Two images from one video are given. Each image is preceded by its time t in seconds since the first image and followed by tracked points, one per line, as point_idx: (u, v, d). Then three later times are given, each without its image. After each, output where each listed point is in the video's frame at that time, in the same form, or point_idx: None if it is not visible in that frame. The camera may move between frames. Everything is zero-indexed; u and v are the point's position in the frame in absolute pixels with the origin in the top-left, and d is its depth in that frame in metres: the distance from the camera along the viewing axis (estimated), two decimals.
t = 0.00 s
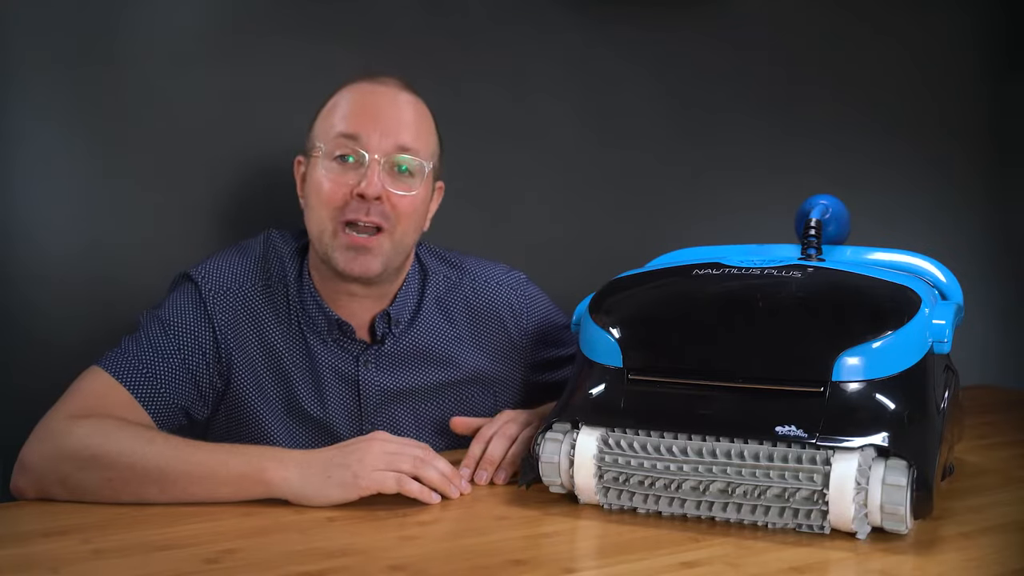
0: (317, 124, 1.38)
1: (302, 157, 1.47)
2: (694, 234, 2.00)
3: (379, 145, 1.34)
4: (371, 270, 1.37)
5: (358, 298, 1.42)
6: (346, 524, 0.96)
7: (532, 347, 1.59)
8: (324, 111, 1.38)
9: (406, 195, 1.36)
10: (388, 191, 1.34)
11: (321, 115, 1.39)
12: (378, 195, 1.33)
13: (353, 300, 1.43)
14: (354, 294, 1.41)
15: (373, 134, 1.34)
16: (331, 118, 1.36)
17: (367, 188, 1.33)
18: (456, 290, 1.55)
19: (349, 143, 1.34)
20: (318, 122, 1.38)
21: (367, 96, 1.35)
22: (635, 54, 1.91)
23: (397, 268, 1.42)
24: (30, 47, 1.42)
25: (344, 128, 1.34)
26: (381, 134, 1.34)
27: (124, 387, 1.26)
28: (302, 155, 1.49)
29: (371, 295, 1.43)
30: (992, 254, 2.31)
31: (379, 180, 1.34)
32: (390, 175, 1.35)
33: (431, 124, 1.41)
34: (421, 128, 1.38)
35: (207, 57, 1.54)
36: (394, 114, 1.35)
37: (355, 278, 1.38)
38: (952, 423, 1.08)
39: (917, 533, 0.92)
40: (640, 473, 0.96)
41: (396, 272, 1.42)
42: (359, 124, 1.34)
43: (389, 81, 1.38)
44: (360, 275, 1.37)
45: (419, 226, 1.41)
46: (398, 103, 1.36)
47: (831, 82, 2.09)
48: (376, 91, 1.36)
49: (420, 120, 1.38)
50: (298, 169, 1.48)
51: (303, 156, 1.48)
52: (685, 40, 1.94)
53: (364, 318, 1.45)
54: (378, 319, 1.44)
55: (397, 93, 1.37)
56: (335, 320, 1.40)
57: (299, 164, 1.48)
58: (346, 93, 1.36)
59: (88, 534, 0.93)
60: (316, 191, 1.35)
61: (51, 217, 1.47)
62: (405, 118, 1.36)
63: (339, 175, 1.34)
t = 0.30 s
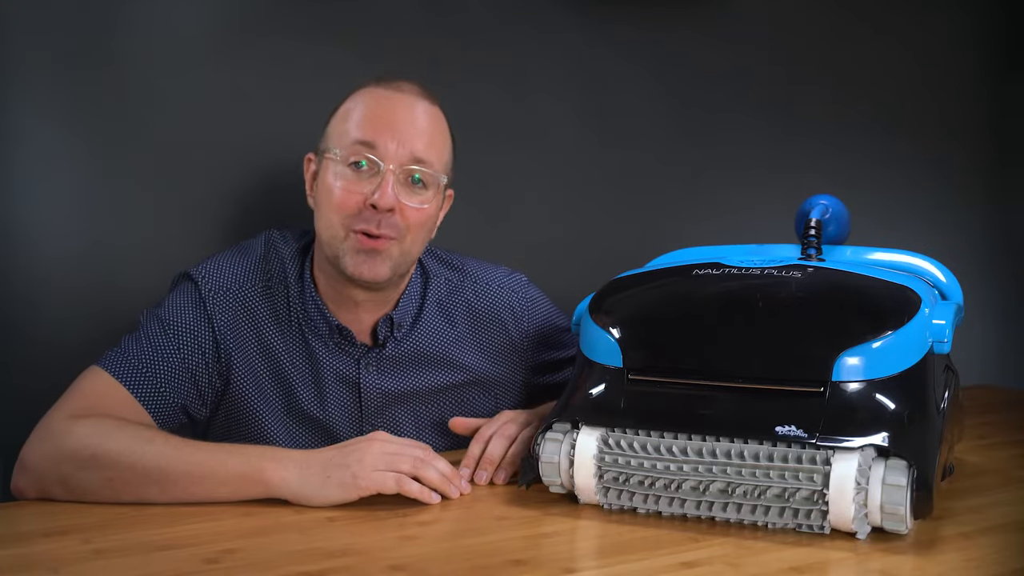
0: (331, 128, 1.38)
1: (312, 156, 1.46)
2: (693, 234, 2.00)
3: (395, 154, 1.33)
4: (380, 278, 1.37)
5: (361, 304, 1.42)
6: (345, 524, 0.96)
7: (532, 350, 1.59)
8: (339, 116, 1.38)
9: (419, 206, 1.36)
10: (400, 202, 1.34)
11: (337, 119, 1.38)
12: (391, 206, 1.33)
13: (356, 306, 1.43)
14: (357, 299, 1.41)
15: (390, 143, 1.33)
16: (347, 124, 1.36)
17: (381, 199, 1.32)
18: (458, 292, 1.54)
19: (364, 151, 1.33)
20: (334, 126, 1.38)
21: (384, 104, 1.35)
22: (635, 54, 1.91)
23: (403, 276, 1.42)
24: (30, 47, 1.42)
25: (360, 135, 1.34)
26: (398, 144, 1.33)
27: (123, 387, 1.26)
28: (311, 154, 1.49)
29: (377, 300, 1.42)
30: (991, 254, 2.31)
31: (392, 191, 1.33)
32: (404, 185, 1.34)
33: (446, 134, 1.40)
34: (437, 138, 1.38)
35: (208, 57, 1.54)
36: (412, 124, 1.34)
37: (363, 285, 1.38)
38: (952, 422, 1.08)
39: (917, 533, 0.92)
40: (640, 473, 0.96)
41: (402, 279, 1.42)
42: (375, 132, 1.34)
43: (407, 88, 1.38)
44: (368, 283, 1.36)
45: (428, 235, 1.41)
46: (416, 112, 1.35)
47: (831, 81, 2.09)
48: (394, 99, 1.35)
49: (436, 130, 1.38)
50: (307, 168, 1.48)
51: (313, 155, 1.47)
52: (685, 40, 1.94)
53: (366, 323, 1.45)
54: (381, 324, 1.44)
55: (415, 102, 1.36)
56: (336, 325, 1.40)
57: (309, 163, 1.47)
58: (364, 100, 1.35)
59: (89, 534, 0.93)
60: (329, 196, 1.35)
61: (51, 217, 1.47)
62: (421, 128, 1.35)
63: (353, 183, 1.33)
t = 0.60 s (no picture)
0: (326, 131, 1.38)
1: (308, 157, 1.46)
2: (693, 234, 2.00)
3: (389, 158, 1.33)
4: (377, 281, 1.37)
5: (360, 305, 1.42)
6: (345, 524, 0.96)
7: (531, 351, 1.59)
8: (334, 119, 1.37)
9: (414, 210, 1.36)
10: (395, 206, 1.34)
11: (331, 123, 1.38)
12: (386, 210, 1.33)
13: (356, 309, 1.43)
14: (356, 302, 1.41)
15: (384, 147, 1.33)
16: (341, 127, 1.35)
17: (375, 204, 1.33)
18: (458, 295, 1.54)
19: (358, 155, 1.33)
20: (328, 130, 1.37)
21: (378, 108, 1.34)
22: (635, 54, 1.91)
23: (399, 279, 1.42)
24: (30, 47, 1.42)
25: (353, 140, 1.33)
26: (392, 148, 1.33)
27: (123, 388, 1.26)
28: (307, 156, 1.49)
29: (376, 301, 1.42)
30: (991, 254, 2.31)
31: (387, 195, 1.33)
32: (398, 189, 1.34)
33: (442, 137, 1.40)
34: (432, 141, 1.37)
35: (208, 57, 1.54)
36: (406, 127, 1.34)
37: (360, 289, 1.38)
38: (953, 423, 1.08)
39: (917, 533, 0.92)
40: (639, 473, 0.96)
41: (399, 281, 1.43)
42: (369, 136, 1.33)
43: (403, 90, 1.37)
44: (365, 286, 1.37)
45: (425, 238, 1.41)
46: (411, 116, 1.35)
47: (831, 81, 2.09)
48: (388, 102, 1.34)
49: (432, 133, 1.37)
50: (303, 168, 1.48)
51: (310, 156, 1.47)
52: (685, 40, 1.94)
53: (364, 326, 1.45)
54: (380, 328, 1.44)
55: (410, 105, 1.35)
56: (336, 328, 1.40)
57: (305, 165, 1.47)
58: (357, 103, 1.35)
59: (89, 534, 0.93)
60: (323, 200, 1.35)
61: (51, 217, 1.47)
62: (416, 132, 1.35)
63: (347, 187, 1.34)
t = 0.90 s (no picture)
0: (327, 127, 1.39)
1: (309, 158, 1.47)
2: (693, 234, 2.00)
3: (390, 149, 1.34)
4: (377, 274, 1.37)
5: (360, 302, 1.42)
6: (345, 523, 0.96)
7: (532, 350, 1.59)
8: (335, 114, 1.39)
9: (414, 200, 1.36)
10: (395, 196, 1.34)
11: (332, 119, 1.39)
12: (387, 200, 1.33)
13: (356, 306, 1.42)
14: (356, 299, 1.41)
15: (384, 138, 1.34)
16: (341, 121, 1.36)
17: (376, 193, 1.33)
18: (459, 294, 1.54)
19: (359, 147, 1.34)
20: (329, 125, 1.38)
21: (380, 101, 1.36)
22: (635, 54, 1.91)
23: (401, 276, 1.42)
24: (30, 47, 1.42)
25: (354, 131, 1.34)
26: (393, 139, 1.34)
27: (124, 387, 1.26)
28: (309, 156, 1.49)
29: (379, 297, 1.42)
30: (991, 254, 2.31)
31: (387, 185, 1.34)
32: (399, 179, 1.35)
33: (442, 131, 1.41)
34: (433, 134, 1.38)
35: (208, 57, 1.54)
36: (407, 119, 1.35)
37: (360, 283, 1.38)
38: (953, 423, 1.08)
39: (918, 533, 0.92)
40: (640, 472, 0.96)
41: (400, 277, 1.42)
42: (370, 128, 1.34)
43: (404, 86, 1.39)
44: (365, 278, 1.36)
45: (426, 232, 1.41)
46: (411, 108, 1.36)
47: (831, 81, 2.09)
48: (389, 96, 1.36)
49: (432, 126, 1.39)
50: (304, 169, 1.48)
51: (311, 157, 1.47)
52: (685, 40, 1.94)
53: (365, 325, 1.45)
54: (381, 326, 1.44)
55: (410, 98, 1.37)
56: (339, 327, 1.40)
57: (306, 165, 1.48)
58: (359, 97, 1.36)
59: (89, 534, 0.93)
60: (324, 192, 1.35)
61: (52, 217, 1.47)
62: (417, 124, 1.36)
63: (348, 178, 1.34)
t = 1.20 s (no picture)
0: (330, 127, 1.39)
1: (312, 159, 1.47)
2: (693, 234, 2.00)
3: (398, 145, 1.35)
4: (390, 271, 1.37)
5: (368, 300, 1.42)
6: (345, 523, 0.96)
7: (535, 348, 1.59)
8: (338, 114, 1.39)
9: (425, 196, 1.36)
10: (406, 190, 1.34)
11: (336, 119, 1.39)
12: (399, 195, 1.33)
13: (363, 304, 1.43)
14: (364, 295, 1.41)
15: (392, 135, 1.34)
16: (346, 120, 1.36)
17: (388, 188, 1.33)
18: (461, 293, 1.54)
19: (366, 144, 1.34)
20: (334, 126, 1.38)
21: (384, 98, 1.36)
22: (635, 54, 1.91)
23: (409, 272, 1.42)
24: (30, 47, 1.42)
25: (360, 129, 1.35)
26: (400, 135, 1.35)
27: (121, 387, 1.26)
28: (308, 160, 1.49)
29: (385, 296, 1.42)
30: (991, 254, 2.31)
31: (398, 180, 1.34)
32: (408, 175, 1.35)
33: (446, 128, 1.42)
34: (436, 129, 1.39)
35: (208, 57, 1.54)
36: (413, 116, 1.36)
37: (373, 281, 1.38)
38: (953, 422, 1.08)
39: (917, 533, 0.92)
40: (639, 473, 0.96)
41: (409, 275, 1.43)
42: (376, 124, 1.35)
43: (405, 83, 1.40)
44: (379, 277, 1.36)
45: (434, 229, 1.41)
46: (416, 105, 1.37)
47: (831, 81, 2.09)
48: (392, 93, 1.37)
49: (437, 123, 1.39)
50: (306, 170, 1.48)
51: (313, 159, 1.47)
52: (684, 40, 1.94)
53: (373, 323, 1.46)
54: (387, 324, 1.44)
55: (414, 96, 1.38)
56: (345, 327, 1.40)
57: (308, 167, 1.48)
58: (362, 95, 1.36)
59: (89, 534, 0.93)
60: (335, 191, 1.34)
61: (52, 217, 1.47)
62: (422, 120, 1.37)
63: (356, 175, 1.33)
